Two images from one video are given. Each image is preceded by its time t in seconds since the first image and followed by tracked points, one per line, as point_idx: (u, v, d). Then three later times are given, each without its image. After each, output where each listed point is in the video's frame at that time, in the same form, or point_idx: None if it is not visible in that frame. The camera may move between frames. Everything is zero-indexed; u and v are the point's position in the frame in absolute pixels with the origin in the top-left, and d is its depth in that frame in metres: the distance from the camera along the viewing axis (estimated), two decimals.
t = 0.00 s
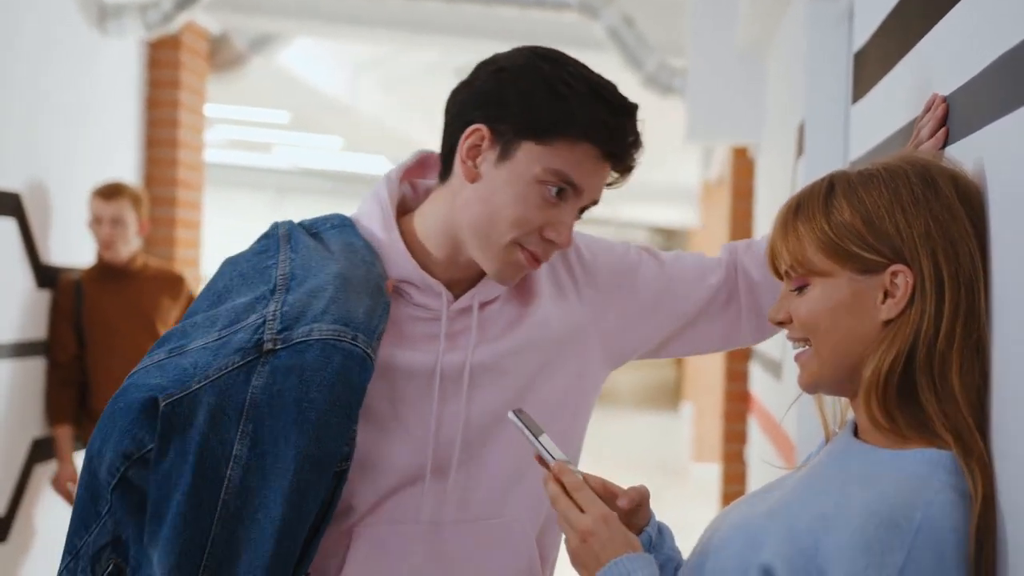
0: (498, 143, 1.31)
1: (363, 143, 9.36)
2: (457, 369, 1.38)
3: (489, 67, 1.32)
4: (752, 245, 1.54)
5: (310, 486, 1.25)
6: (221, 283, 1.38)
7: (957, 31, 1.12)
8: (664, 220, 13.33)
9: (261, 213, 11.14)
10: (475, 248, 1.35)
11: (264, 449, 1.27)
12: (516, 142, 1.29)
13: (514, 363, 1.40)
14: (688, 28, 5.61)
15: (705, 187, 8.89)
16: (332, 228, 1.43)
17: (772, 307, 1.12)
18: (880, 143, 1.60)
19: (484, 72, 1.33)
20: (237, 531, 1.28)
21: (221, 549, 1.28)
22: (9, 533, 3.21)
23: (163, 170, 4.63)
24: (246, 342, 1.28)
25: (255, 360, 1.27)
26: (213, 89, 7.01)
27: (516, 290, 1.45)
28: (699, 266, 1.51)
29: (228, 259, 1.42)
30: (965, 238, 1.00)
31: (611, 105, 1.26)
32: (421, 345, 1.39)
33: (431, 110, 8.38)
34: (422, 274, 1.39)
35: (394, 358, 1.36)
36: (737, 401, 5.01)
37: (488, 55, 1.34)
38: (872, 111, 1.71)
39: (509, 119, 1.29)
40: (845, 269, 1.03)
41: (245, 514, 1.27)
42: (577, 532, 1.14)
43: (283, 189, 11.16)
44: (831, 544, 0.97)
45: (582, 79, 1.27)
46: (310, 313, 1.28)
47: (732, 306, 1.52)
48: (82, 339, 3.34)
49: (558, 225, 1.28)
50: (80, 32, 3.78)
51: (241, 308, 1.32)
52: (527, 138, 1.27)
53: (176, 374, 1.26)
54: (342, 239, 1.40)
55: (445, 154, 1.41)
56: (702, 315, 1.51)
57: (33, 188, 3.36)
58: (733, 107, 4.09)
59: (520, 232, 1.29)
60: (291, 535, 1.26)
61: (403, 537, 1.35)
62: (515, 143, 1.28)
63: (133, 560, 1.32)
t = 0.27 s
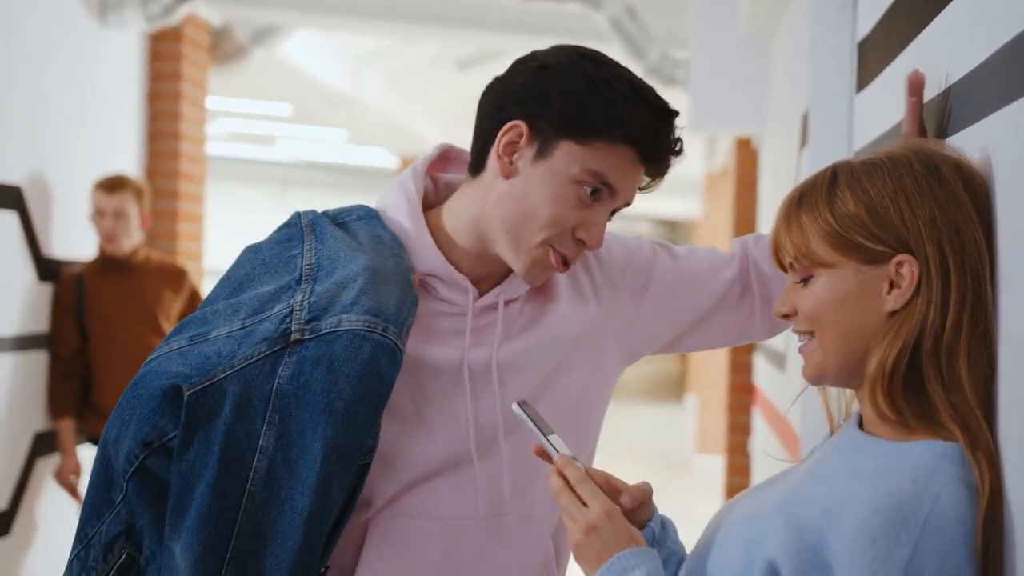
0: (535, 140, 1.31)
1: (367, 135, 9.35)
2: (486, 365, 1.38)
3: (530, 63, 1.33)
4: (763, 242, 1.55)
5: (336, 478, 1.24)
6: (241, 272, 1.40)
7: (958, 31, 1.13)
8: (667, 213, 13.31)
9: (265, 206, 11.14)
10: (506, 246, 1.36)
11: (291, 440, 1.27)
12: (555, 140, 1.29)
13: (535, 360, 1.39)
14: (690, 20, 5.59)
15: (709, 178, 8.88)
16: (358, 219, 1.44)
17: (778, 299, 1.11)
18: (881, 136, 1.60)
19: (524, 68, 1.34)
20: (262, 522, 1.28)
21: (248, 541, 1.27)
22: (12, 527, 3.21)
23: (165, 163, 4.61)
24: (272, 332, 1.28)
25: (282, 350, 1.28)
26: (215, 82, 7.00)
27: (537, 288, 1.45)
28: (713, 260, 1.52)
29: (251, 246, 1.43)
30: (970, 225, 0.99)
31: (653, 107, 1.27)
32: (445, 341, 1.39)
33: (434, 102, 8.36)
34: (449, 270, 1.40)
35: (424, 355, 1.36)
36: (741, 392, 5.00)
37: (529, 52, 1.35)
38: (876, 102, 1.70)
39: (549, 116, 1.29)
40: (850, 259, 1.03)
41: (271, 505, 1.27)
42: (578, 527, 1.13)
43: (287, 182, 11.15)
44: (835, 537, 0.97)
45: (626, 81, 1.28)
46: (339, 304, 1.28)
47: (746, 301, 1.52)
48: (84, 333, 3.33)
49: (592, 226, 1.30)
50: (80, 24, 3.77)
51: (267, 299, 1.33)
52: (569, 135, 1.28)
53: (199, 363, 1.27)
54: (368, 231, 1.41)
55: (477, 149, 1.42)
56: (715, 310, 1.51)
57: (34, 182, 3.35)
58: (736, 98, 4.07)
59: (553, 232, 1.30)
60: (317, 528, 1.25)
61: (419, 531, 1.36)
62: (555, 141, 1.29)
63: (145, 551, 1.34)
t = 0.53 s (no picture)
0: (535, 129, 1.30)
1: (366, 129, 9.34)
2: (497, 356, 1.38)
3: (529, 53, 1.32)
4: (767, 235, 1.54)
5: (342, 467, 1.23)
6: (243, 265, 1.39)
7: (956, 27, 1.13)
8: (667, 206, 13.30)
9: (265, 200, 11.13)
10: (507, 238, 1.35)
11: (296, 429, 1.26)
12: (555, 129, 1.28)
13: (540, 354, 1.40)
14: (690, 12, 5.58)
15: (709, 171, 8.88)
16: (362, 210, 1.44)
17: (779, 294, 1.10)
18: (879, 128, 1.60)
19: (523, 57, 1.33)
20: (268, 514, 1.27)
21: (254, 533, 1.27)
22: (11, 522, 3.21)
23: (163, 157, 4.61)
24: (277, 322, 1.27)
25: (287, 339, 1.27)
26: (214, 76, 6.99)
27: (542, 283, 1.46)
28: (717, 254, 1.51)
29: (253, 239, 1.43)
30: (972, 215, 0.98)
31: (656, 96, 1.27)
32: (452, 335, 1.40)
33: (433, 95, 8.35)
34: (455, 262, 1.40)
35: (430, 348, 1.36)
36: (741, 385, 5.00)
37: (528, 41, 1.34)
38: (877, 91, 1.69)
39: (550, 105, 1.28)
40: (851, 252, 1.02)
41: (276, 496, 1.27)
42: (577, 524, 1.12)
43: (287, 175, 11.14)
44: (838, 534, 0.96)
45: (628, 70, 1.27)
46: (344, 293, 1.27)
47: (750, 295, 1.51)
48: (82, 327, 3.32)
49: (593, 215, 1.29)
50: (77, 18, 3.75)
51: (272, 289, 1.32)
52: (568, 124, 1.27)
53: (203, 353, 1.26)
54: (373, 222, 1.41)
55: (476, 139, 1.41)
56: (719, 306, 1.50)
57: (31, 176, 3.33)
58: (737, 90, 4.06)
59: (554, 222, 1.29)
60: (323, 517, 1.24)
61: (423, 528, 1.36)
62: (555, 130, 1.28)
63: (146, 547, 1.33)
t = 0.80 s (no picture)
0: (509, 125, 1.33)
1: (359, 123, 9.33)
2: (495, 351, 1.38)
3: (494, 48, 1.34)
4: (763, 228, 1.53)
5: (333, 463, 1.22)
6: (235, 265, 1.39)
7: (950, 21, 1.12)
8: (660, 200, 13.30)
9: (259, 194, 11.12)
10: (493, 236, 1.37)
11: (287, 426, 1.25)
12: (528, 124, 1.31)
13: (540, 348, 1.40)
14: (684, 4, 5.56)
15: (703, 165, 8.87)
16: (355, 206, 1.43)
17: (774, 288, 1.09)
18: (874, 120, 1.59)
19: (490, 51, 1.35)
20: (259, 513, 1.26)
21: (245, 531, 1.26)
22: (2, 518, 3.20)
23: (154, 152, 4.60)
24: (268, 318, 1.27)
25: (278, 335, 1.26)
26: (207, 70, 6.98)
27: (539, 277, 1.45)
28: (714, 248, 1.50)
29: (245, 238, 1.42)
30: (968, 205, 0.97)
31: (624, 78, 1.27)
32: (447, 331, 1.39)
33: (426, 88, 8.34)
34: (448, 255, 1.40)
35: (427, 345, 1.35)
36: (735, 378, 5.00)
37: (494, 32, 1.36)
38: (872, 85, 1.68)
39: (519, 104, 1.31)
40: (847, 245, 1.01)
41: (267, 493, 1.26)
42: (572, 519, 1.11)
43: (280, 170, 11.13)
44: (833, 530, 0.95)
45: (592, 55, 1.28)
46: (336, 287, 1.26)
47: (748, 288, 1.50)
48: (74, 322, 3.31)
49: (576, 204, 1.30)
50: (68, 11, 3.74)
51: (265, 287, 1.32)
52: (538, 120, 1.30)
53: (194, 351, 1.27)
54: (366, 217, 1.40)
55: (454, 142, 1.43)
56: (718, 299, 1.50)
57: (22, 170, 3.32)
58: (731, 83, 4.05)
59: (537, 217, 1.31)
60: (314, 514, 1.23)
61: (418, 525, 1.36)
62: (525, 127, 1.31)
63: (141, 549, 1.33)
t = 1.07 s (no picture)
0: (470, 141, 1.29)
1: (350, 120, 9.32)
2: (484, 348, 1.37)
3: (442, 58, 1.29)
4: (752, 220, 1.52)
5: (320, 464, 1.21)
6: (223, 265, 1.37)
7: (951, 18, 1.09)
8: (652, 197, 13.30)
9: (250, 191, 11.10)
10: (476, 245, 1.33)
11: (273, 427, 1.24)
12: (489, 139, 1.26)
13: (530, 345, 1.38)
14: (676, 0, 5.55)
15: (694, 162, 8.87)
16: (343, 206, 1.41)
17: (767, 288, 1.08)
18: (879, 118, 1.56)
19: (439, 61, 1.30)
20: (244, 515, 1.25)
21: (229, 534, 1.25)
22: None
23: (144, 148, 4.58)
24: (254, 319, 1.26)
25: (264, 335, 1.25)
26: (197, 66, 6.96)
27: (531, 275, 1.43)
28: (706, 241, 1.48)
29: (233, 239, 1.41)
30: (961, 201, 0.96)
31: (575, 77, 1.21)
32: (435, 329, 1.37)
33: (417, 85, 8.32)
34: (436, 254, 1.37)
35: (416, 345, 1.34)
36: (726, 376, 4.99)
37: (442, 40, 1.31)
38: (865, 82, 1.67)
39: (477, 122, 1.26)
40: (841, 243, 1.00)
41: (252, 495, 1.24)
42: (562, 519, 1.10)
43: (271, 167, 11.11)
44: (826, 529, 0.94)
45: (536, 58, 1.22)
46: (322, 286, 1.25)
47: (739, 281, 1.49)
48: (64, 320, 3.29)
49: (553, 208, 1.26)
50: (57, 7, 3.71)
51: (251, 287, 1.31)
52: (494, 135, 1.25)
53: (179, 352, 1.26)
54: (351, 215, 1.39)
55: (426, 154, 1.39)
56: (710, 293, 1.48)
57: (10, 169, 3.30)
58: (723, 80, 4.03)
59: (512, 229, 1.27)
60: (300, 515, 1.22)
61: (410, 524, 1.34)
62: (485, 142, 1.27)
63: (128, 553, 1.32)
